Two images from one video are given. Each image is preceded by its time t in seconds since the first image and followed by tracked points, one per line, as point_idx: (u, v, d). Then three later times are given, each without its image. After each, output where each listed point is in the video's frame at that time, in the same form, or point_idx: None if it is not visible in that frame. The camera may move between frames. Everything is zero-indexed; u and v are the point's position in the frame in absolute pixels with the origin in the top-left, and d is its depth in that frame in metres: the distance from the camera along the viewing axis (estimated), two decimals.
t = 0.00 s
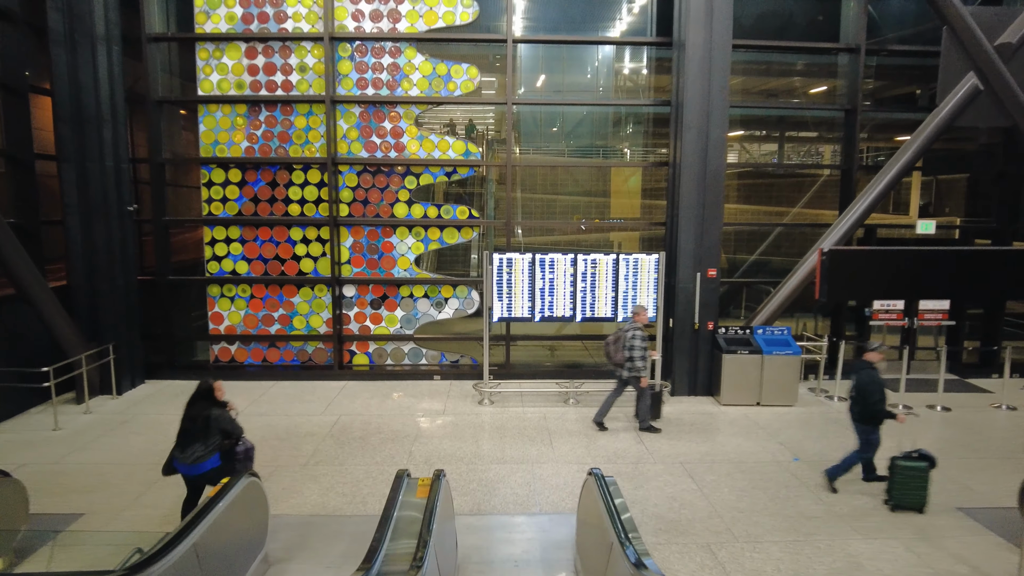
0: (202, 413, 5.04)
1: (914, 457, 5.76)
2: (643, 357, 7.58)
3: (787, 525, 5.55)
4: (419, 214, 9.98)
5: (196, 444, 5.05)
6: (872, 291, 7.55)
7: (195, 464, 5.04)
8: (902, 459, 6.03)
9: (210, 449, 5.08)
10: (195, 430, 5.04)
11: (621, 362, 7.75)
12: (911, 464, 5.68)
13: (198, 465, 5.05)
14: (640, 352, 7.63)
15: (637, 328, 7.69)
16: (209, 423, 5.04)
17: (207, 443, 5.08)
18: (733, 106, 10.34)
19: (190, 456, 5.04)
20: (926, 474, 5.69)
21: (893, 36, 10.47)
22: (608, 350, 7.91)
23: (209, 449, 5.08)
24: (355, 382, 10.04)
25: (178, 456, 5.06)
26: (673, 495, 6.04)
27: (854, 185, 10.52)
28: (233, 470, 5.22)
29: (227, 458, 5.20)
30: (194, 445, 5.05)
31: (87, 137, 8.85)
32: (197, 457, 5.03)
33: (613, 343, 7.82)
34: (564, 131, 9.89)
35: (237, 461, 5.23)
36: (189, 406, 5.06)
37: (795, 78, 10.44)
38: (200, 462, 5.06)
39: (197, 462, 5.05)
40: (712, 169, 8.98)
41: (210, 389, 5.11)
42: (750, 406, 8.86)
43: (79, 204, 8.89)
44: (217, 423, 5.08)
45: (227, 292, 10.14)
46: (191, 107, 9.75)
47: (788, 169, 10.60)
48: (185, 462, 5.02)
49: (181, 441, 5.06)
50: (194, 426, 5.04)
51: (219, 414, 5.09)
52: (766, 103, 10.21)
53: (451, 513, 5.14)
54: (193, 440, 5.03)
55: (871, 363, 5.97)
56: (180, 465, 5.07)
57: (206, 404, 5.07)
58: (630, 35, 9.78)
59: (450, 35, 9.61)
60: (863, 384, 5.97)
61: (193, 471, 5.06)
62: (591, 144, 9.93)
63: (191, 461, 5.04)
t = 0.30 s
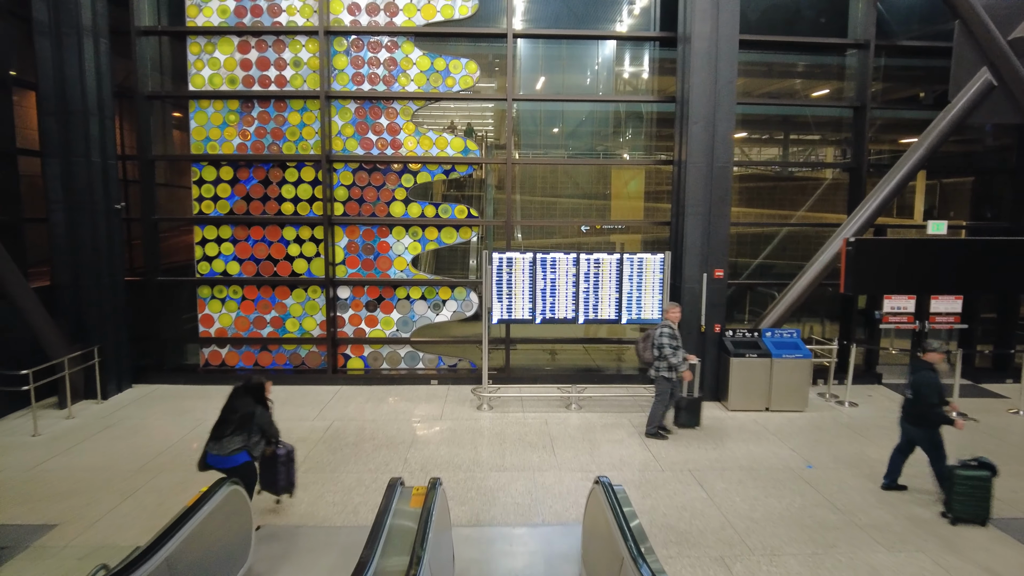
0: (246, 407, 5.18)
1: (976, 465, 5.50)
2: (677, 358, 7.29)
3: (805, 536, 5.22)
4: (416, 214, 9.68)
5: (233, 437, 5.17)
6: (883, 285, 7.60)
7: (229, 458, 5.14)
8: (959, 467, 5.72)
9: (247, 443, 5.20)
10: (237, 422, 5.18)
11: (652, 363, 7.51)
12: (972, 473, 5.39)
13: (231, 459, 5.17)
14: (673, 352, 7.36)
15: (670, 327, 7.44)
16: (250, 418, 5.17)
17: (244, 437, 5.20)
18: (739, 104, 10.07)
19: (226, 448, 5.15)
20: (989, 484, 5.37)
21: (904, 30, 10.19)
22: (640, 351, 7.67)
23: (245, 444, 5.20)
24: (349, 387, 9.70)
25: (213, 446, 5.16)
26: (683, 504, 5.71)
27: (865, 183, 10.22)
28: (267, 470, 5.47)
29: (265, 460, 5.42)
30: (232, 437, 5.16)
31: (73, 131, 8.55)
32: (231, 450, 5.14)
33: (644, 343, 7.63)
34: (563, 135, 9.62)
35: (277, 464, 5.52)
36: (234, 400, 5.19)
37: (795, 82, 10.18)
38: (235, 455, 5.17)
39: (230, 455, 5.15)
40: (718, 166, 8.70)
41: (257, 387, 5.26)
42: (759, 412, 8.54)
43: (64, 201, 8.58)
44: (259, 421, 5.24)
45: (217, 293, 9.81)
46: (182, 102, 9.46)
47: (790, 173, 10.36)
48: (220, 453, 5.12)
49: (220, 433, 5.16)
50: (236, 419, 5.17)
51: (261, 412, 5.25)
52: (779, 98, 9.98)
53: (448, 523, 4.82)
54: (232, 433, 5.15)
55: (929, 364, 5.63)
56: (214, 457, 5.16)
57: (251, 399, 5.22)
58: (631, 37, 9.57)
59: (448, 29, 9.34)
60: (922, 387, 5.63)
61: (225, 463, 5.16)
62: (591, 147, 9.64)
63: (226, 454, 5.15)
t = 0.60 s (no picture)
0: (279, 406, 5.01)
1: None
2: (699, 364, 7.04)
3: (826, 550, 4.88)
4: (412, 215, 9.39)
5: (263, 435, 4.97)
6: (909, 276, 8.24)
7: (255, 456, 4.90)
8: None
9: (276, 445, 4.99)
10: (269, 421, 5.01)
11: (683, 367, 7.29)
12: None
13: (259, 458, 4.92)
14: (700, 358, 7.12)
15: (701, 331, 7.24)
16: (282, 418, 4.98)
17: (275, 438, 5.00)
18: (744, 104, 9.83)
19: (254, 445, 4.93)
20: None
21: (911, 28, 9.98)
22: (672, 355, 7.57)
23: (274, 445, 4.97)
24: (343, 394, 9.35)
25: (243, 442, 4.95)
26: (693, 516, 5.37)
27: (873, 184, 9.95)
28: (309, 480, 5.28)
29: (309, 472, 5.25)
30: (263, 435, 4.96)
31: (57, 128, 8.27)
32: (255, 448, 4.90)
33: (676, 348, 7.44)
34: (562, 142, 9.35)
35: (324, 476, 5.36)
36: (271, 397, 5.06)
37: (796, 87, 9.95)
38: (261, 455, 4.92)
39: (256, 454, 4.91)
40: (724, 164, 8.44)
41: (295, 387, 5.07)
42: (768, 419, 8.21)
43: (46, 200, 8.28)
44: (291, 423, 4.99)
45: (207, 298, 9.49)
46: (171, 100, 9.20)
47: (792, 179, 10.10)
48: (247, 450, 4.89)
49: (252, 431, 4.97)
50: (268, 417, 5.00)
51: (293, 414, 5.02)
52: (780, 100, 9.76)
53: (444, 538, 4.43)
54: (263, 430, 4.96)
55: (1001, 368, 5.27)
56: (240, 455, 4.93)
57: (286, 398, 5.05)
58: (631, 47, 9.36)
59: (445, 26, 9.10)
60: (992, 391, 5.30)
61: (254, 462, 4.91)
62: (590, 154, 9.37)
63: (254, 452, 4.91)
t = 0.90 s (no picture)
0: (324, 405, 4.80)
1: None
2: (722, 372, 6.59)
3: (847, 566, 4.53)
4: (407, 219, 9.12)
5: (311, 435, 4.81)
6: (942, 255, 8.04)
7: (301, 455, 4.79)
8: None
9: (325, 446, 4.81)
10: (315, 420, 4.83)
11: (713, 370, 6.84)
12: None
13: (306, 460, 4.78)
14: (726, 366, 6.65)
15: (731, 336, 6.71)
16: (327, 417, 4.77)
17: (322, 438, 4.82)
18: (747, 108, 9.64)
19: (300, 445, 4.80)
20: None
21: (917, 28, 9.81)
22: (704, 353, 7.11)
23: (319, 446, 4.79)
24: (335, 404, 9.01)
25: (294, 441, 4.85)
26: (704, 529, 5.03)
27: (882, 188, 9.70)
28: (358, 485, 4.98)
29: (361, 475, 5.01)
30: (310, 435, 4.80)
31: (42, 128, 8.04)
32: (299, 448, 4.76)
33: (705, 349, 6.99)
34: (562, 150, 9.12)
35: (374, 479, 5.02)
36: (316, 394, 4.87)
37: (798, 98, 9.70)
38: (307, 455, 4.79)
39: (303, 454, 4.80)
40: (729, 165, 8.19)
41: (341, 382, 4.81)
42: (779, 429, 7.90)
43: (29, 202, 8.03)
44: (335, 422, 4.80)
45: (196, 304, 9.20)
46: (162, 102, 8.99)
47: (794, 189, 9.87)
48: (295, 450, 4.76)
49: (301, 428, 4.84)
50: (315, 415, 4.83)
51: (337, 411, 4.81)
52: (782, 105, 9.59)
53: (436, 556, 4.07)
54: (310, 430, 4.78)
55: None
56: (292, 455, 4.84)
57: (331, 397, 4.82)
58: (631, 57, 9.17)
59: (443, 26, 8.92)
60: None
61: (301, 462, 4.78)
62: (590, 161, 9.13)
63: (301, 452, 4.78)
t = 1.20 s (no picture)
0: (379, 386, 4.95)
1: None
2: (751, 364, 6.34)
3: (871, 567, 4.23)
4: (404, 209, 8.83)
5: (375, 421, 4.93)
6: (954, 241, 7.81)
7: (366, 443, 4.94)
8: None
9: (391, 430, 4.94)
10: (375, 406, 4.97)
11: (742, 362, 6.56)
12: None
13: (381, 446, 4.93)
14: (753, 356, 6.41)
15: (756, 326, 6.48)
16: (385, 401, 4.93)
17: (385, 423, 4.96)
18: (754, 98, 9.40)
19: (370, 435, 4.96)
20: None
21: (928, 13, 9.55)
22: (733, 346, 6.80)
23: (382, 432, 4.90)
24: (329, 400, 8.71)
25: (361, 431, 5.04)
26: (716, 528, 4.74)
27: (893, 177, 9.42)
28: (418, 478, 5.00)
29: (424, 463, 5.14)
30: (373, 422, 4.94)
31: (25, 114, 7.76)
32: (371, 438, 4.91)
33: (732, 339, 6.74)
34: (562, 143, 8.85)
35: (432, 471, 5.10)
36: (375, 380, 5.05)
37: (797, 94, 9.41)
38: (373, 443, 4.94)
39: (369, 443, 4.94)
40: (737, 152, 7.90)
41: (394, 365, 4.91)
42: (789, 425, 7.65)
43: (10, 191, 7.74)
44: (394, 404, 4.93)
45: (186, 297, 8.91)
46: (150, 88, 8.71)
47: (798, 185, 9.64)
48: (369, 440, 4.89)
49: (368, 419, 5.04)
50: (376, 402, 4.96)
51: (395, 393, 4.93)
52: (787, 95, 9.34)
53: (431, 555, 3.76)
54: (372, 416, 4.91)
55: None
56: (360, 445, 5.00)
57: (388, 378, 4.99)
58: (631, 51, 8.94)
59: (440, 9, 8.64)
60: None
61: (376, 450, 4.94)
62: (590, 159, 8.88)
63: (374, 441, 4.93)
